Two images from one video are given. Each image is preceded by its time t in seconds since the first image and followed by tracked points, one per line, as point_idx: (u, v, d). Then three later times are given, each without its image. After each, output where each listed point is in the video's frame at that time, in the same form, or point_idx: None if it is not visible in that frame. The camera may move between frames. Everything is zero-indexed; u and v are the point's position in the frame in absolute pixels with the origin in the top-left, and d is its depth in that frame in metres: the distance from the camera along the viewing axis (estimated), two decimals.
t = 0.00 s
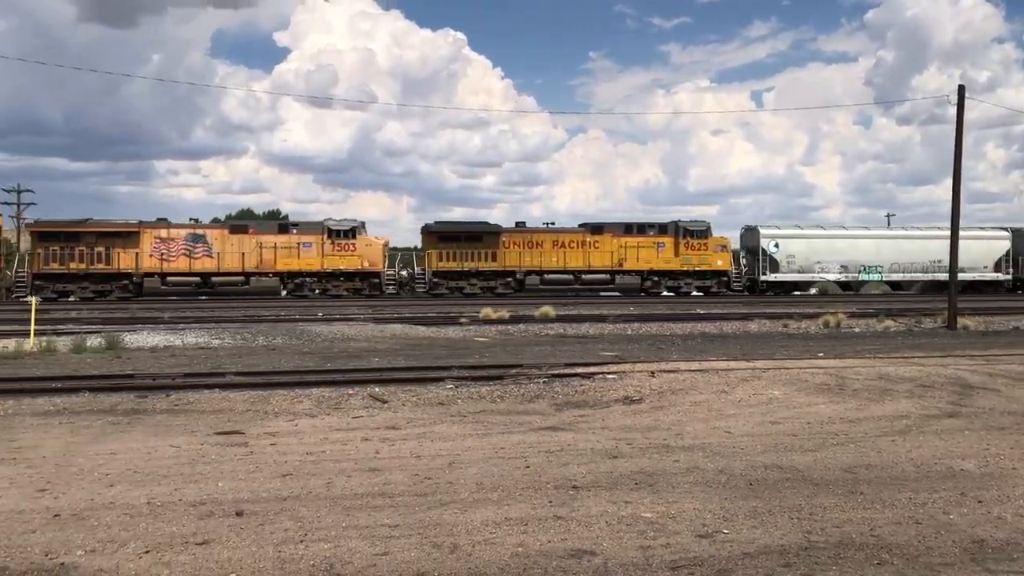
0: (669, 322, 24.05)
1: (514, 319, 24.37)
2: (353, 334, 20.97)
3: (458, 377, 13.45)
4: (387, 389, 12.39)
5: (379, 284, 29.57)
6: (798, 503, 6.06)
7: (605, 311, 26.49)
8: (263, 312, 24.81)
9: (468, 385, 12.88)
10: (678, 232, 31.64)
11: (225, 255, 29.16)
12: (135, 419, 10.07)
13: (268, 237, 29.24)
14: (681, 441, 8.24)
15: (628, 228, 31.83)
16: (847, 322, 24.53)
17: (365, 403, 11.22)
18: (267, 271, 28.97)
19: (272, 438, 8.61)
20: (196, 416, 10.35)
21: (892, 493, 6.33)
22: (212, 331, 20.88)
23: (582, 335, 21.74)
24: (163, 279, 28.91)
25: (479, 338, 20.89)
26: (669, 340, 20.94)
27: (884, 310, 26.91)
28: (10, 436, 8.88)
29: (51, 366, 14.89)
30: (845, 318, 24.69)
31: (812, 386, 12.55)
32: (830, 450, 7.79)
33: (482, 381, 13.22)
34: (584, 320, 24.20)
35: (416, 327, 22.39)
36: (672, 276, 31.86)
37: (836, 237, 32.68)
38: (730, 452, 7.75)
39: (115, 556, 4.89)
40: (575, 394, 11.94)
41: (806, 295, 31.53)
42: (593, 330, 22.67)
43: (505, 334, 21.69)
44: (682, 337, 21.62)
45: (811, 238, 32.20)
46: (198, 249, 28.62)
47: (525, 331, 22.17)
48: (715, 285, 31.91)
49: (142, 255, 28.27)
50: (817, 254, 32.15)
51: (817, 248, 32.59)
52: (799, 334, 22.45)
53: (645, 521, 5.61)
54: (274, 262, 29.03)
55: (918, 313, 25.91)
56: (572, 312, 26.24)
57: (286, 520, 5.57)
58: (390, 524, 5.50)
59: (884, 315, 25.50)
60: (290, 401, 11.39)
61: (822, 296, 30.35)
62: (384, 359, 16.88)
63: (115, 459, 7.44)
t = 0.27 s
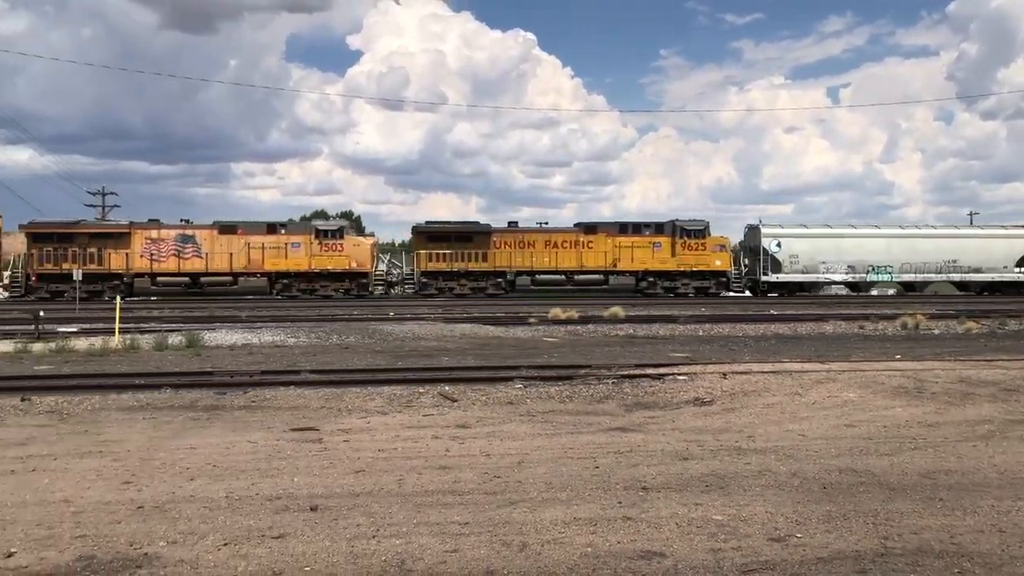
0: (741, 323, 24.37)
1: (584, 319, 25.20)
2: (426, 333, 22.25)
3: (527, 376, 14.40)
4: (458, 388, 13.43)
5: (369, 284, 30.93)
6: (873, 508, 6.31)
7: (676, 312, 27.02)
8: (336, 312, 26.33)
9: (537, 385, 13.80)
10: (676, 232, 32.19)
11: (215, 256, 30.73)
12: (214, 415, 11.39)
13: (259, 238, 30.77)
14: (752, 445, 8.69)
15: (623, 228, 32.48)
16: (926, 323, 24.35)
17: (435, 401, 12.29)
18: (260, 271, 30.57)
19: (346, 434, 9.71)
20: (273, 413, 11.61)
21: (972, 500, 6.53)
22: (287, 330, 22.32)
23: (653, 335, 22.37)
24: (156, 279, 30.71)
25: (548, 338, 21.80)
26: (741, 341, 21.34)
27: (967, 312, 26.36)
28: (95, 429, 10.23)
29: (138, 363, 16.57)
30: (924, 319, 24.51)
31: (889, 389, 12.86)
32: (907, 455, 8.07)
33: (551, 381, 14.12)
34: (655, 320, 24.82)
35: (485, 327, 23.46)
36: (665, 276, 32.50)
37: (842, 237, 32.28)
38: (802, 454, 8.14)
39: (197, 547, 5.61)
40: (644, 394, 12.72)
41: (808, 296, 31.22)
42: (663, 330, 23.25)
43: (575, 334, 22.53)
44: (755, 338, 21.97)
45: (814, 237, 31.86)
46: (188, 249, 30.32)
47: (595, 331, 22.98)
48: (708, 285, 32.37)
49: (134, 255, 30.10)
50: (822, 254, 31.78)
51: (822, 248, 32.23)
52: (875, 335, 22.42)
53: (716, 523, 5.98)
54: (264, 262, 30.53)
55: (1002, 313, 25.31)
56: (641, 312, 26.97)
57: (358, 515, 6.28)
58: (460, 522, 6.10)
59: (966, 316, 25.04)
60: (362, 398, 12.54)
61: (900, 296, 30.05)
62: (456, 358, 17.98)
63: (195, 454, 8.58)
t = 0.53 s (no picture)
0: (826, 325, 24.47)
1: (664, 320, 25.91)
2: (505, 333, 23.50)
3: (606, 379, 15.29)
4: (537, 389, 14.50)
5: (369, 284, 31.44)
6: (964, 518, 6.55)
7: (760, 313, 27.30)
8: (419, 312, 27.84)
9: (615, 386, 14.72)
10: (678, 232, 32.31)
11: (216, 256, 31.37)
12: (298, 412, 12.85)
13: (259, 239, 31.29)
14: (838, 449, 9.07)
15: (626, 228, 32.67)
16: None
17: (514, 401, 13.43)
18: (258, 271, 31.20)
19: (425, 433, 10.93)
20: (354, 411, 12.96)
21: None
22: (371, 329, 24.10)
23: (735, 337, 22.84)
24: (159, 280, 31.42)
25: (629, 339, 22.64)
26: (826, 343, 21.59)
27: None
28: (187, 426, 11.77)
29: (229, 361, 18.38)
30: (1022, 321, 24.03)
31: (982, 394, 13.07)
32: (1000, 463, 8.31)
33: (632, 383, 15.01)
34: (738, 321, 25.24)
35: (563, 328, 24.45)
36: (667, 276, 32.65)
37: (856, 237, 32.23)
38: (891, 461, 8.46)
39: (281, 541, 6.33)
40: (725, 397, 13.46)
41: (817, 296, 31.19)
42: (746, 332, 23.66)
43: (656, 335, 23.30)
44: (840, 340, 22.15)
45: (825, 238, 31.89)
46: (192, 250, 31.01)
47: (675, 332, 23.69)
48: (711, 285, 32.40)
49: (140, 256, 30.96)
50: (832, 254, 31.77)
51: (835, 249, 32.24)
52: (967, 338, 22.15)
53: (802, 529, 6.33)
54: (265, 262, 31.05)
55: None
56: (724, 312, 27.49)
57: (436, 513, 6.99)
58: (536, 522, 6.66)
59: None
60: (442, 397, 13.80)
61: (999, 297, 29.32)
62: (535, 358, 19.08)
63: (279, 451, 9.88)
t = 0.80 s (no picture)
0: (923, 326, 22.98)
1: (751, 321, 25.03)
2: (590, 333, 23.22)
3: (693, 380, 14.75)
4: (620, 390, 14.16)
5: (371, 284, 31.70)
6: None
7: (850, 314, 25.94)
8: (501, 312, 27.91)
9: (701, 388, 14.19)
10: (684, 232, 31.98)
11: (227, 257, 32.41)
12: (384, 409, 13.03)
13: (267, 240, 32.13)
14: (933, 455, 8.38)
15: (629, 228, 32.34)
16: None
17: (599, 402, 13.14)
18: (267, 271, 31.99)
19: (509, 433, 10.83)
20: (438, 409, 13.04)
21: None
22: (455, 327, 24.40)
23: (825, 339, 21.68)
24: (172, 280, 32.50)
25: (714, 340, 21.93)
26: (923, 345, 20.21)
27: None
28: (277, 421, 12.17)
29: (318, 359, 18.84)
30: None
31: None
32: None
33: (716, 385, 14.43)
34: (828, 323, 24.01)
35: (648, 329, 23.93)
36: (672, 277, 32.24)
37: (870, 235, 31.37)
38: (991, 469, 7.74)
39: (367, 535, 6.29)
40: (814, 401, 12.73)
41: (827, 297, 30.40)
42: (836, 334, 22.43)
43: (746, 336, 22.46)
44: (939, 342, 20.67)
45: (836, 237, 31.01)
46: (204, 251, 32.08)
47: (762, 334, 22.76)
48: (717, 284, 31.88)
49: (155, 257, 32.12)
50: (843, 254, 30.96)
51: (849, 249, 31.45)
52: None
53: (893, 536, 5.85)
54: (272, 262, 31.82)
55: None
56: (814, 313, 26.34)
57: (521, 514, 6.76)
58: (620, 523, 6.35)
59: None
60: (525, 397, 13.74)
61: None
62: (618, 359, 18.71)
63: (365, 446, 10.10)
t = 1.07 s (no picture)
0: None
1: (837, 322, 23.41)
2: (669, 334, 22.31)
3: (777, 383, 13.65)
4: (702, 392, 13.31)
5: (374, 285, 31.53)
6: None
7: (943, 314, 23.98)
8: (581, 312, 27.38)
9: (786, 392, 13.12)
10: (685, 232, 30.88)
11: (238, 257, 32.84)
12: (464, 408, 12.72)
13: (276, 241, 32.43)
14: None
15: (628, 228, 31.53)
16: None
17: (679, 404, 12.35)
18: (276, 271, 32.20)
19: (589, 434, 10.24)
20: (517, 409, 12.60)
21: None
22: (534, 327, 23.99)
23: (917, 342, 19.96)
24: (186, 280, 32.85)
25: (799, 342, 20.59)
26: None
27: None
28: (358, 418, 12.07)
29: (399, 358, 18.66)
30: None
31: None
32: None
33: (801, 389, 13.32)
34: (920, 325, 22.21)
35: (730, 330, 22.85)
36: (670, 278, 31.12)
37: (876, 235, 29.90)
38: None
39: (449, 533, 5.96)
40: (904, 404, 11.50)
41: (829, 299, 29.17)
42: (928, 336, 20.64)
43: (833, 339, 20.97)
44: None
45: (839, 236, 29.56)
46: (216, 252, 32.53)
47: (849, 335, 21.21)
48: (716, 286, 30.64)
49: (169, 258, 32.52)
50: (846, 254, 29.59)
51: (855, 250, 29.94)
52: None
53: (988, 546, 5.37)
54: (280, 262, 32.08)
55: None
56: (904, 316, 24.27)
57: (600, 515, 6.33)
58: (703, 527, 5.89)
59: None
60: (605, 398, 13.06)
61: None
62: (700, 361, 17.76)
63: (446, 445, 9.89)
